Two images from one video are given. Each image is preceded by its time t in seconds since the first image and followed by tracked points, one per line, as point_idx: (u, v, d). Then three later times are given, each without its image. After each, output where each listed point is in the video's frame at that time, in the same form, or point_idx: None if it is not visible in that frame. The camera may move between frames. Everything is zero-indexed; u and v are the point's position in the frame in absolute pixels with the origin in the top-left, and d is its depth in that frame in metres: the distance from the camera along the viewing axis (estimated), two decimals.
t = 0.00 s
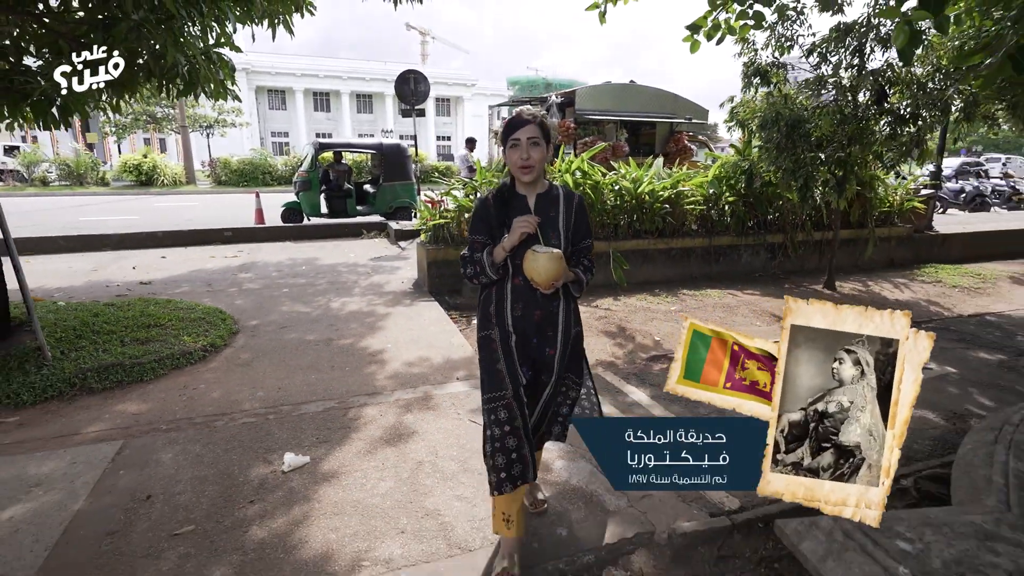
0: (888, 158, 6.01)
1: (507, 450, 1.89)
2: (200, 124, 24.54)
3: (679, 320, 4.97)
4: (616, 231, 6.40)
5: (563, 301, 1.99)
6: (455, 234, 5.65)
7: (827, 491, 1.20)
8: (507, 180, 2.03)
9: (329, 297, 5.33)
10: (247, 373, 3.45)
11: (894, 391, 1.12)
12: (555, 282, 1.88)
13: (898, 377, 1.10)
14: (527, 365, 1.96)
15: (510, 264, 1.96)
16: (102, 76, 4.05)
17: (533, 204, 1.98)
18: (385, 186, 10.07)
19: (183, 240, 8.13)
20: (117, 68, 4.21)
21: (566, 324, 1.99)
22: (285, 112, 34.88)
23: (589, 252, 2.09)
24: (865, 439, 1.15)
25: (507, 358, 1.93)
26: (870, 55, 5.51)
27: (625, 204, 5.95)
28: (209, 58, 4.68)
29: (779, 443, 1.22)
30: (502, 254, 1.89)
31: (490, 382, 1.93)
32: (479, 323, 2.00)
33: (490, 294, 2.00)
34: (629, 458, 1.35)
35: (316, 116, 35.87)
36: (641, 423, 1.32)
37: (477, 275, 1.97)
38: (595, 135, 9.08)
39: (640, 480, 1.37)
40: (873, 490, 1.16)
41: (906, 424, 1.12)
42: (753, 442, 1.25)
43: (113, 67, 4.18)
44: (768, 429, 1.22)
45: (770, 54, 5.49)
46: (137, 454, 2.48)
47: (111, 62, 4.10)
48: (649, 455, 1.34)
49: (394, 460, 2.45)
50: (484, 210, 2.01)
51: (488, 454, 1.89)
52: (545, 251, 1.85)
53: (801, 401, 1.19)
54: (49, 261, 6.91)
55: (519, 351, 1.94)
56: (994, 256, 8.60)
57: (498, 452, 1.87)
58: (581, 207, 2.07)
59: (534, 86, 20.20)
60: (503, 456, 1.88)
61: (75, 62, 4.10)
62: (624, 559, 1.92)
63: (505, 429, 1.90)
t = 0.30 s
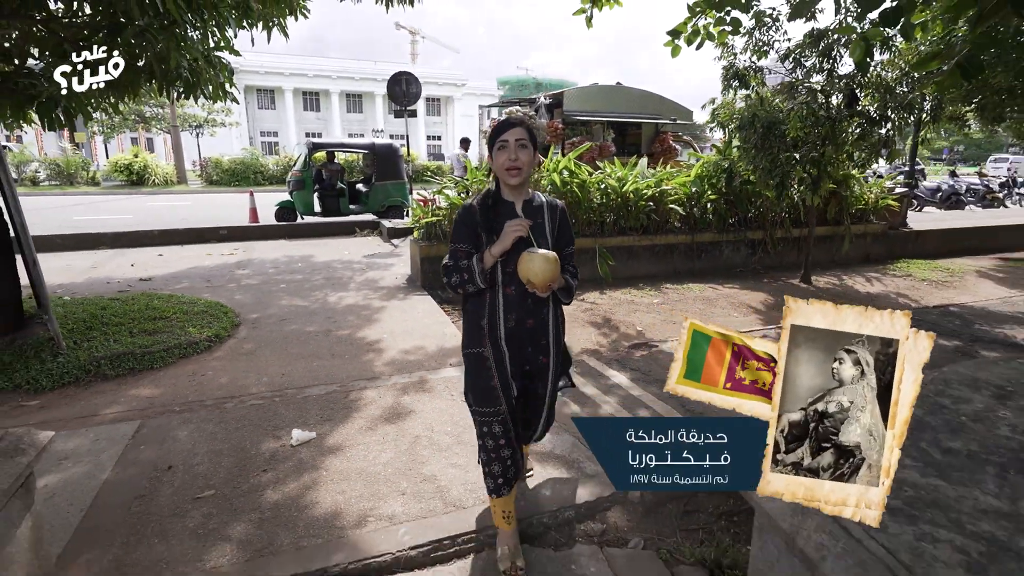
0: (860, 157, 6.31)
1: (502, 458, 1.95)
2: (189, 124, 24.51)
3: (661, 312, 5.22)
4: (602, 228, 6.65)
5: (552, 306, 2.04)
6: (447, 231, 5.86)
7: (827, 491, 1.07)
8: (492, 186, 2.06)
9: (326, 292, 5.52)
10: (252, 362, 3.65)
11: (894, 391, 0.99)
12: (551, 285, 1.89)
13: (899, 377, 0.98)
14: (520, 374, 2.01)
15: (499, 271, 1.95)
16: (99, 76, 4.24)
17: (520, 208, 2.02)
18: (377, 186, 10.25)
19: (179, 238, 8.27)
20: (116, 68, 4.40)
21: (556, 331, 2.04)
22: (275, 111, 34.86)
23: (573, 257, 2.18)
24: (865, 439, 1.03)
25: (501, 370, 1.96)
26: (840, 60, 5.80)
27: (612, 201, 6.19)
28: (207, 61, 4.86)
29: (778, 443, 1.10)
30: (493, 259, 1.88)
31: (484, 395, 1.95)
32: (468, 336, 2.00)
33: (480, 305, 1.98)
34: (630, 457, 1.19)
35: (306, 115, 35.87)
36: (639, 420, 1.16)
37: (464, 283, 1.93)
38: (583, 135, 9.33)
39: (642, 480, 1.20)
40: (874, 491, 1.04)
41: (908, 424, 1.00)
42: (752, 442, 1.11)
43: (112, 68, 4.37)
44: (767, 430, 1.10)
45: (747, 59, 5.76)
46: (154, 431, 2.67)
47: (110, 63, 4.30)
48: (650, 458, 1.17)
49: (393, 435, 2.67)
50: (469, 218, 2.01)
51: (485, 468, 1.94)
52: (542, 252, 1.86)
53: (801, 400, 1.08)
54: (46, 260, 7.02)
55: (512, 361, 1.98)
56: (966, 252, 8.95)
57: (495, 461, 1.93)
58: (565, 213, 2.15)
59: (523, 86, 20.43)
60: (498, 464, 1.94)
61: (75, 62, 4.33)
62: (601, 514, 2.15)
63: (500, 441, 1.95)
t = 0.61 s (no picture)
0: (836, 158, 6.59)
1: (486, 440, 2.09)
2: (180, 123, 24.50)
3: (644, 306, 5.46)
4: (590, 227, 6.88)
5: (537, 299, 2.07)
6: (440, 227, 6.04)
7: (827, 491, 1.05)
8: (476, 181, 2.12)
9: (322, 288, 5.71)
10: (254, 352, 3.84)
11: (895, 392, 0.98)
12: (538, 281, 1.94)
13: (898, 377, 0.97)
14: (504, 365, 2.05)
15: (485, 264, 2.01)
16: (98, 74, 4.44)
17: (504, 202, 2.08)
18: (370, 186, 10.43)
19: (174, 236, 8.40)
20: (115, 69, 4.58)
21: (539, 324, 2.06)
22: (266, 111, 34.84)
23: (557, 252, 2.21)
24: (865, 439, 1.01)
25: (482, 363, 2.02)
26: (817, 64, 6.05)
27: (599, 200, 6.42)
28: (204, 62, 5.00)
29: (778, 444, 1.06)
30: (480, 252, 1.95)
31: (466, 386, 2.06)
32: (449, 331, 2.06)
33: (464, 299, 2.04)
34: (627, 456, 0.97)
35: (296, 114, 35.85)
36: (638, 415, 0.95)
37: (452, 276, 1.99)
38: (571, 136, 9.56)
39: (640, 481, 0.99)
40: (874, 490, 1.02)
41: (907, 423, 0.99)
42: (753, 443, 1.04)
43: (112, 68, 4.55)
44: (768, 430, 1.05)
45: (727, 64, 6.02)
46: (167, 414, 2.87)
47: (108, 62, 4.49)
48: (650, 458, 0.96)
49: (390, 416, 2.89)
50: (454, 213, 2.09)
51: (467, 448, 2.09)
52: (527, 248, 1.92)
53: (801, 400, 1.06)
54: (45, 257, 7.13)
55: (495, 355, 2.02)
56: (940, 250, 9.28)
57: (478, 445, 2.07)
58: (548, 208, 2.18)
59: (513, 86, 20.68)
60: (482, 447, 2.08)
61: (76, 63, 4.54)
62: (581, 482, 2.39)
63: (483, 426, 2.07)
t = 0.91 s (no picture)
0: (816, 158, 6.85)
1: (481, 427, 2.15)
2: (175, 123, 24.59)
3: (632, 300, 5.69)
4: (580, 224, 7.11)
5: (535, 302, 2.00)
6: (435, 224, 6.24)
7: (827, 491, 1.10)
8: (477, 184, 2.10)
9: (321, 284, 5.89)
10: (259, 343, 4.04)
11: (894, 392, 1.01)
12: (532, 286, 1.90)
13: (899, 377, 1.00)
14: (497, 366, 2.02)
15: (481, 267, 2.01)
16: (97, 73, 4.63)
17: (502, 207, 2.04)
18: (365, 185, 10.61)
19: (174, 235, 8.56)
20: (114, 68, 4.76)
21: (537, 327, 1.98)
22: (259, 111, 34.90)
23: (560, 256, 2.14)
24: (865, 438, 1.04)
25: (475, 363, 2.02)
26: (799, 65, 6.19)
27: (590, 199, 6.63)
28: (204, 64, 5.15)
29: (777, 444, 1.12)
30: (474, 258, 1.95)
31: (461, 381, 2.09)
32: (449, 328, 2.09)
33: (463, 298, 2.05)
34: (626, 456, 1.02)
35: (289, 113, 35.88)
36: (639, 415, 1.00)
37: (449, 280, 2.01)
38: (563, 136, 9.78)
39: (638, 482, 1.04)
40: (874, 490, 1.06)
41: (907, 423, 1.01)
42: (754, 442, 1.10)
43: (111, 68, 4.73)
44: (767, 430, 1.11)
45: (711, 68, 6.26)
46: (181, 398, 3.06)
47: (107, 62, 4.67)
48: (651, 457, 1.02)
49: (389, 399, 3.09)
50: (454, 216, 2.09)
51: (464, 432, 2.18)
52: (521, 253, 1.88)
53: (802, 401, 1.10)
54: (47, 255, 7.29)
55: (488, 357, 2.00)
56: (920, 246, 9.59)
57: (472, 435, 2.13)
58: (549, 210, 2.12)
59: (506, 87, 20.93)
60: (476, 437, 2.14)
61: (76, 63, 4.74)
62: (565, 455, 2.60)
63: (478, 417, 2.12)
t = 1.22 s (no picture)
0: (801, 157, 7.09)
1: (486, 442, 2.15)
2: (170, 123, 24.66)
3: (624, 294, 5.91)
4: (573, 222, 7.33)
5: (549, 303, 2.02)
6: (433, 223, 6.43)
7: (827, 491, 1.23)
8: (494, 182, 2.13)
9: (323, 280, 6.08)
10: (267, 335, 4.23)
11: (893, 391, 1.15)
12: (541, 282, 1.92)
13: (898, 376, 1.14)
14: (509, 367, 2.04)
15: (493, 265, 2.03)
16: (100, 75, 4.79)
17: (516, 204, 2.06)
18: (363, 184, 10.78)
19: (175, 234, 8.72)
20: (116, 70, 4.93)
21: (550, 328, 2.01)
22: (253, 110, 34.94)
23: (578, 257, 2.14)
24: (865, 438, 1.18)
25: (486, 364, 2.04)
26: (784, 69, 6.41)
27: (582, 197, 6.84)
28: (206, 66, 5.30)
29: (778, 444, 1.27)
30: (485, 254, 1.98)
31: (470, 387, 2.11)
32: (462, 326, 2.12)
33: (477, 297, 2.08)
34: (628, 457, 1.28)
35: (284, 113, 35.94)
36: (641, 420, 1.25)
37: (461, 276, 2.05)
38: (557, 136, 9.99)
39: (640, 480, 1.29)
40: (875, 490, 1.18)
41: (905, 423, 1.15)
42: (754, 441, 1.27)
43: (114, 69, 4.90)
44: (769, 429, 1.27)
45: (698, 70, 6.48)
46: (197, 384, 3.26)
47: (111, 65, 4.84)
48: (650, 455, 1.26)
49: (393, 384, 3.29)
50: (470, 215, 2.12)
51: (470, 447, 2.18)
52: (531, 249, 1.90)
53: (803, 402, 1.25)
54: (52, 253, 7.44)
55: (500, 358, 2.02)
56: (904, 244, 9.84)
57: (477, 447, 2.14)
58: (567, 209, 2.12)
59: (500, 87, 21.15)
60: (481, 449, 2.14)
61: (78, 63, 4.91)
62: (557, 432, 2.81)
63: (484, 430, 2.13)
